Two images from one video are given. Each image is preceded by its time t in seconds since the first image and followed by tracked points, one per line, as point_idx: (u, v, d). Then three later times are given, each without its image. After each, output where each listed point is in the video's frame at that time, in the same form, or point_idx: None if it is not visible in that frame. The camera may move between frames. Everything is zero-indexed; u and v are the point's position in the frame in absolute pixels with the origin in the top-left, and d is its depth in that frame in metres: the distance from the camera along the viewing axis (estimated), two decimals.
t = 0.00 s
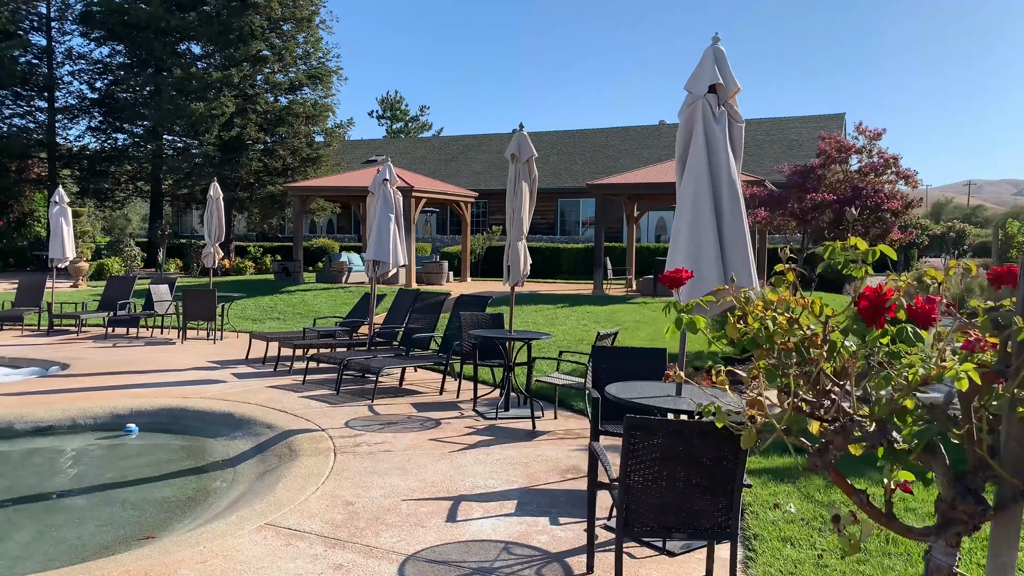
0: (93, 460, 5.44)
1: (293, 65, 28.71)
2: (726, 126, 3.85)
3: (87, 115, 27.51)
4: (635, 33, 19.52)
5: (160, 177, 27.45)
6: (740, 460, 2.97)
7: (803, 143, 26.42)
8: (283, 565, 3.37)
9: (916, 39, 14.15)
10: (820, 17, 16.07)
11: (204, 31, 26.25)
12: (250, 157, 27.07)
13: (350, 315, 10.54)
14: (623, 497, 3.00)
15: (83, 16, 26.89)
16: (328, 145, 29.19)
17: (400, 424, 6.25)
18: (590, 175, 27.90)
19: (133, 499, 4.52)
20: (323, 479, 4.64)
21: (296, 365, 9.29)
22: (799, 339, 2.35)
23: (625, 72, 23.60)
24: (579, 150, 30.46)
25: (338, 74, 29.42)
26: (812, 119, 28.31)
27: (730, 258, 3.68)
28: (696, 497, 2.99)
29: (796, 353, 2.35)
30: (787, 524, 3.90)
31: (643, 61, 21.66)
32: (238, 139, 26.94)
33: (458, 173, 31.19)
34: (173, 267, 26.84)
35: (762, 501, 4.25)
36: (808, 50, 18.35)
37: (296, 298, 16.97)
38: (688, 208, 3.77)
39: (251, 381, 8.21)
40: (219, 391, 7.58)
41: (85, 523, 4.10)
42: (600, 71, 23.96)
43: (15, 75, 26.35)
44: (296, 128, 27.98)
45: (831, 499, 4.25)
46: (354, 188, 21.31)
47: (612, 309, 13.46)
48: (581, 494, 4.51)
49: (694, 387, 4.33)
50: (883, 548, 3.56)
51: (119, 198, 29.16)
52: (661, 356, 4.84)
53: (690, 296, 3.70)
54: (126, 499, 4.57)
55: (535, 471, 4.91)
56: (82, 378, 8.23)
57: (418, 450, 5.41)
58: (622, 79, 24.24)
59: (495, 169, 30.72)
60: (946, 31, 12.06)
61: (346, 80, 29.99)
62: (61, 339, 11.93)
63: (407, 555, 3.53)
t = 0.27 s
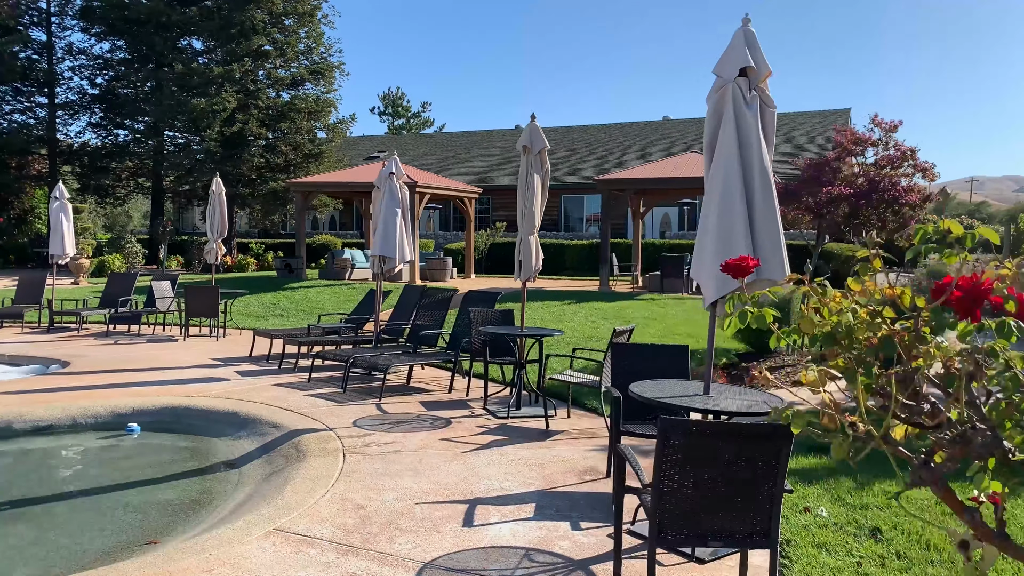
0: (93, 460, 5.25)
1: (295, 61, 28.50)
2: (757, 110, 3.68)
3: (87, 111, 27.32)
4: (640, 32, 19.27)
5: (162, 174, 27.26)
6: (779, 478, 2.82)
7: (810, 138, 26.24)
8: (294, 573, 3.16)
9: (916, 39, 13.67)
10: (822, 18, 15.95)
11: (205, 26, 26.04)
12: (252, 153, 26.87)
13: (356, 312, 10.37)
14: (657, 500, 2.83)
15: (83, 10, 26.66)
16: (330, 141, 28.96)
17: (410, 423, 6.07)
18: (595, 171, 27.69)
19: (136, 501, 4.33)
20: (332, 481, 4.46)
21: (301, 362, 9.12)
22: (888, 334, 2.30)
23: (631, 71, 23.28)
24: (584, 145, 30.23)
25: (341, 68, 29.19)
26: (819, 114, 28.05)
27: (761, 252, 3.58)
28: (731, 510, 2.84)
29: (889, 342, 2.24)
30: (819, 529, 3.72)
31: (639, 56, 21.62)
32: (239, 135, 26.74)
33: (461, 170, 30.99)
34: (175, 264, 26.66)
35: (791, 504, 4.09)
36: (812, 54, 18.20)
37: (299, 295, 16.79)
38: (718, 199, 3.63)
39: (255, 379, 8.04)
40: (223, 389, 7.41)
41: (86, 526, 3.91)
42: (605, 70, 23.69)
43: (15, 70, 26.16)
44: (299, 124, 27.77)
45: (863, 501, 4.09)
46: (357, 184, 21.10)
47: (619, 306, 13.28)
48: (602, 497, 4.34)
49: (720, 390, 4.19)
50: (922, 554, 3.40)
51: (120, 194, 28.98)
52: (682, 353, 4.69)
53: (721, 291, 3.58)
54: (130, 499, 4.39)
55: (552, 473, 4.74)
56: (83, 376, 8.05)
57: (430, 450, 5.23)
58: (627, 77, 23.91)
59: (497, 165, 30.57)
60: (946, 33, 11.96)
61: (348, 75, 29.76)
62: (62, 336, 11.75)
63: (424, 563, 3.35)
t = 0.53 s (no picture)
0: (88, 459, 5.05)
1: (296, 53, 28.23)
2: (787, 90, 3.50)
3: (87, 104, 27.09)
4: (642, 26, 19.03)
5: (162, 167, 27.04)
6: (818, 483, 2.63)
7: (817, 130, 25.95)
8: None
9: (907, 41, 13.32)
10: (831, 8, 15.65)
11: (206, 17, 25.76)
12: (253, 147, 26.64)
13: (359, 306, 10.16)
14: (685, 505, 2.65)
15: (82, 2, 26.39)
16: (332, 134, 28.67)
17: (417, 420, 5.88)
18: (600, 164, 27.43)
19: (131, 502, 4.13)
20: (337, 481, 4.27)
21: (303, 357, 8.93)
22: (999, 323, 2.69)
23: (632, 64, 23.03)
24: (588, 137, 29.97)
25: (342, 61, 28.90)
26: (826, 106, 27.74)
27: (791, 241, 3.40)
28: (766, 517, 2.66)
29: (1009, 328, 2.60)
30: (851, 533, 3.54)
31: (637, 51, 21.37)
32: (241, 128, 26.50)
33: (465, 162, 30.76)
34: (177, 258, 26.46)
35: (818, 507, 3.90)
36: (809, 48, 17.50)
37: (301, 289, 16.60)
38: (744, 184, 3.46)
39: (257, 374, 7.85)
40: (224, 385, 7.22)
41: (78, 529, 3.71)
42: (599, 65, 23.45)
43: (14, 63, 25.92)
44: (300, 116, 27.48)
45: (895, 503, 3.90)
46: (360, 177, 20.87)
47: (627, 300, 13.07)
48: (619, 498, 4.15)
49: (744, 386, 4.02)
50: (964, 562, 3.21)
51: (121, 188, 28.77)
52: (700, 347, 4.50)
53: (749, 280, 3.42)
54: (124, 499, 4.19)
55: (566, 472, 4.55)
56: (81, 372, 7.86)
57: (438, 448, 5.04)
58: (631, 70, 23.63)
59: (501, 158, 30.32)
60: (946, 32, 11.68)
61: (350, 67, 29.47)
62: (61, 331, 11.56)
63: (435, 570, 3.16)
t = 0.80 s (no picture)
0: (90, 452, 4.90)
1: (304, 40, 27.99)
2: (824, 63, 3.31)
3: (94, 92, 26.95)
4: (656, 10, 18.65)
5: (170, 157, 26.92)
6: (866, 486, 2.48)
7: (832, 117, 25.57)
8: None
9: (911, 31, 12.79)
10: None
11: (213, 5, 25.54)
12: (261, 135, 26.47)
13: (368, 296, 9.99)
14: (722, 505, 2.53)
15: None
16: (340, 123, 28.47)
17: (428, 412, 5.71)
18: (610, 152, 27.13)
19: (133, 499, 3.97)
20: (346, 477, 4.10)
21: (312, 348, 8.77)
22: None
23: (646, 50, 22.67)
24: (599, 125, 29.65)
25: (350, 48, 28.64)
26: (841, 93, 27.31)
27: (830, 221, 3.21)
28: (807, 519, 2.52)
29: None
30: (889, 534, 3.34)
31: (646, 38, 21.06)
32: (248, 117, 26.33)
33: (474, 151, 30.51)
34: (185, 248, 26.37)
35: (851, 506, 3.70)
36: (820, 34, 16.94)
37: (310, 278, 16.45)
38: (779, 163, 3.27)
39: (265, 365, 7.69)
40: (231, 376, 7.06)
41: (76, 528, 3.54)
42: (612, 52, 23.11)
43: (21, 51, 25.79)
44: (308, 105, 27.29)
45: (934, 502, 3.69)
46: (368, 165, 20.67)
47: (639, 289, 12.85)
48: (642, 495, 3.96)
49: (776, 378, 3.85)
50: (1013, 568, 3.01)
51: (129, 177, 28.68)
52: (726, 337, 4.33)
53: (785, 265, 3.24)
54: (126, 495, 4.04)
55: (584, 468, 4.36)
56: (85, 362, 7.72)
57: (450, 442, 4.86)
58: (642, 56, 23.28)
59: (510, 146, 30.07)
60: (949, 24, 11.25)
61: (358, 55, 29.22)
62: (67, 321, 11.45)
63: (451, 573, 2.98)
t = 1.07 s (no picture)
0: (121, 432, 4.87)
1: (333, 21, 27.87)
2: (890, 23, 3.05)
3: (127, 75, 27.21)
4: None
5: (202, 139, 27.11)
6: (943, 478, 2.28)
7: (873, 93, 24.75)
8: None
9: None
10: None
11: None
12: (291, 117, 26.49)
13: (398, 277, 9.88)
14: (781, 503, 2.36)
15: None
16: (369, 104, 28.39)
17: (460, 395, 5.58)
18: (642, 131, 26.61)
19: (162, 481, 3.91)
20: (377, 461, 3.99)
21: (342, 329, 8.70)
22: None
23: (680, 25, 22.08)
24: (630, 104, 29.11)
25: (379, 28, 28.45)
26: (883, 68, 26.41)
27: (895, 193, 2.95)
28: (874, 514, 2.34)
29: None
30: (954, 530, 3.12)
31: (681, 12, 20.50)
32: (278, 98, 26.36)
33: (503, 131, 30.21)
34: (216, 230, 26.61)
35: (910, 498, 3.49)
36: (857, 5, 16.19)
37: (340, 260, 16.45)
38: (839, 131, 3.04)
39: (295, 346, 7.64)
40: (261, 357, 7.02)
41: (105, 510, 3.49)
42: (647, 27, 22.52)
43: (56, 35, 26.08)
44: (337, 86, 27.21)
45: (1001, 494, 3.46)
46: (398, 146, 20.54)
47: (673, 271, 12.56)
48: (686, 484, 3.79)
49: (832, 361, 3.64)
50: None
51: (162, 160, 29.00)
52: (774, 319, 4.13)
53: (843, 240, 3.01)
54: (155, 477, 3.98)
55: (623, 454, 4.20)
56: (117, 343, 7.74)
57: (483, 426, 4.73)
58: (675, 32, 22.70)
59: (540, 126, 29.70)
60: None
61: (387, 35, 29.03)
62: (101, 301, 11.56)
63: (487, 564, 2.85)
